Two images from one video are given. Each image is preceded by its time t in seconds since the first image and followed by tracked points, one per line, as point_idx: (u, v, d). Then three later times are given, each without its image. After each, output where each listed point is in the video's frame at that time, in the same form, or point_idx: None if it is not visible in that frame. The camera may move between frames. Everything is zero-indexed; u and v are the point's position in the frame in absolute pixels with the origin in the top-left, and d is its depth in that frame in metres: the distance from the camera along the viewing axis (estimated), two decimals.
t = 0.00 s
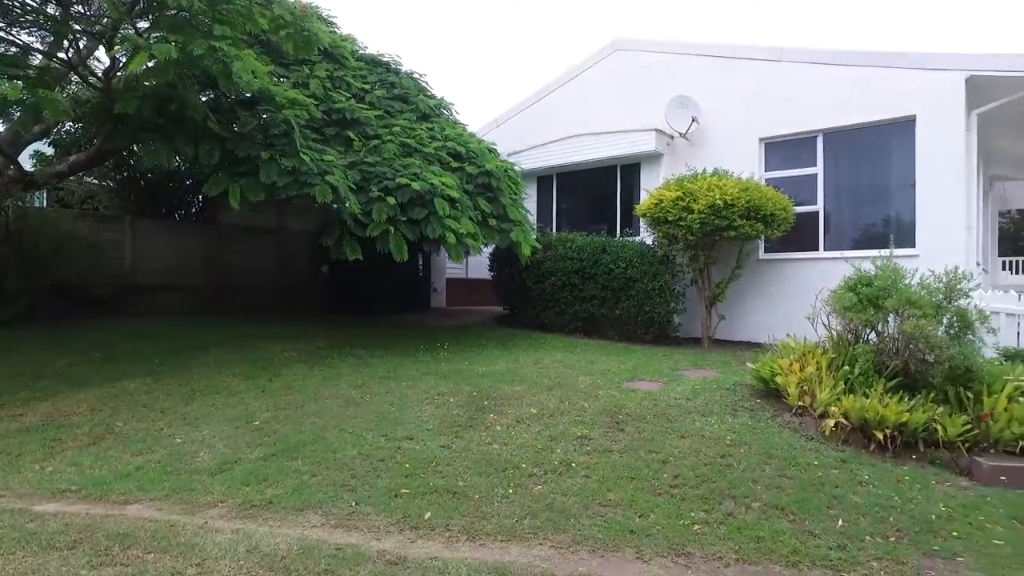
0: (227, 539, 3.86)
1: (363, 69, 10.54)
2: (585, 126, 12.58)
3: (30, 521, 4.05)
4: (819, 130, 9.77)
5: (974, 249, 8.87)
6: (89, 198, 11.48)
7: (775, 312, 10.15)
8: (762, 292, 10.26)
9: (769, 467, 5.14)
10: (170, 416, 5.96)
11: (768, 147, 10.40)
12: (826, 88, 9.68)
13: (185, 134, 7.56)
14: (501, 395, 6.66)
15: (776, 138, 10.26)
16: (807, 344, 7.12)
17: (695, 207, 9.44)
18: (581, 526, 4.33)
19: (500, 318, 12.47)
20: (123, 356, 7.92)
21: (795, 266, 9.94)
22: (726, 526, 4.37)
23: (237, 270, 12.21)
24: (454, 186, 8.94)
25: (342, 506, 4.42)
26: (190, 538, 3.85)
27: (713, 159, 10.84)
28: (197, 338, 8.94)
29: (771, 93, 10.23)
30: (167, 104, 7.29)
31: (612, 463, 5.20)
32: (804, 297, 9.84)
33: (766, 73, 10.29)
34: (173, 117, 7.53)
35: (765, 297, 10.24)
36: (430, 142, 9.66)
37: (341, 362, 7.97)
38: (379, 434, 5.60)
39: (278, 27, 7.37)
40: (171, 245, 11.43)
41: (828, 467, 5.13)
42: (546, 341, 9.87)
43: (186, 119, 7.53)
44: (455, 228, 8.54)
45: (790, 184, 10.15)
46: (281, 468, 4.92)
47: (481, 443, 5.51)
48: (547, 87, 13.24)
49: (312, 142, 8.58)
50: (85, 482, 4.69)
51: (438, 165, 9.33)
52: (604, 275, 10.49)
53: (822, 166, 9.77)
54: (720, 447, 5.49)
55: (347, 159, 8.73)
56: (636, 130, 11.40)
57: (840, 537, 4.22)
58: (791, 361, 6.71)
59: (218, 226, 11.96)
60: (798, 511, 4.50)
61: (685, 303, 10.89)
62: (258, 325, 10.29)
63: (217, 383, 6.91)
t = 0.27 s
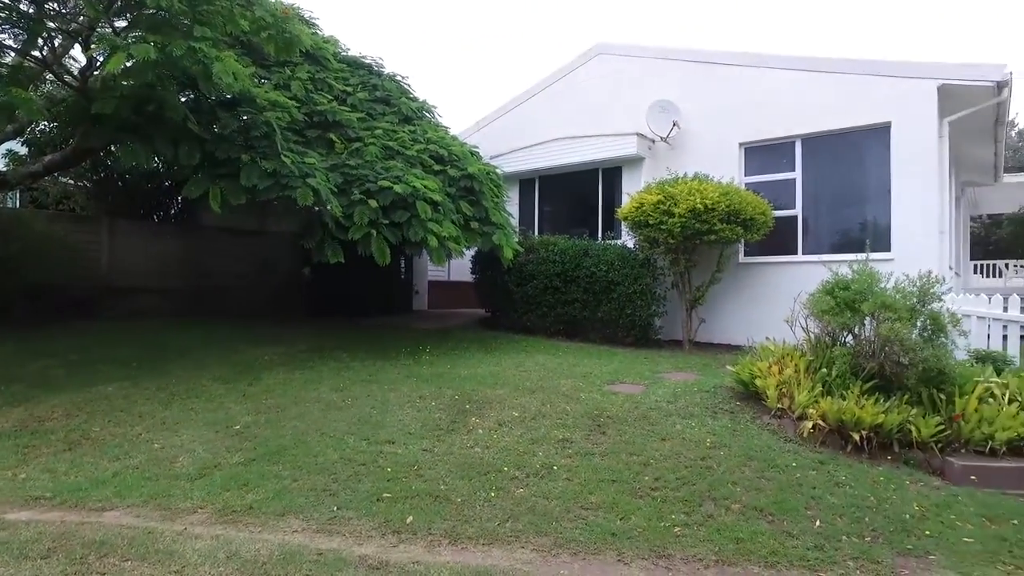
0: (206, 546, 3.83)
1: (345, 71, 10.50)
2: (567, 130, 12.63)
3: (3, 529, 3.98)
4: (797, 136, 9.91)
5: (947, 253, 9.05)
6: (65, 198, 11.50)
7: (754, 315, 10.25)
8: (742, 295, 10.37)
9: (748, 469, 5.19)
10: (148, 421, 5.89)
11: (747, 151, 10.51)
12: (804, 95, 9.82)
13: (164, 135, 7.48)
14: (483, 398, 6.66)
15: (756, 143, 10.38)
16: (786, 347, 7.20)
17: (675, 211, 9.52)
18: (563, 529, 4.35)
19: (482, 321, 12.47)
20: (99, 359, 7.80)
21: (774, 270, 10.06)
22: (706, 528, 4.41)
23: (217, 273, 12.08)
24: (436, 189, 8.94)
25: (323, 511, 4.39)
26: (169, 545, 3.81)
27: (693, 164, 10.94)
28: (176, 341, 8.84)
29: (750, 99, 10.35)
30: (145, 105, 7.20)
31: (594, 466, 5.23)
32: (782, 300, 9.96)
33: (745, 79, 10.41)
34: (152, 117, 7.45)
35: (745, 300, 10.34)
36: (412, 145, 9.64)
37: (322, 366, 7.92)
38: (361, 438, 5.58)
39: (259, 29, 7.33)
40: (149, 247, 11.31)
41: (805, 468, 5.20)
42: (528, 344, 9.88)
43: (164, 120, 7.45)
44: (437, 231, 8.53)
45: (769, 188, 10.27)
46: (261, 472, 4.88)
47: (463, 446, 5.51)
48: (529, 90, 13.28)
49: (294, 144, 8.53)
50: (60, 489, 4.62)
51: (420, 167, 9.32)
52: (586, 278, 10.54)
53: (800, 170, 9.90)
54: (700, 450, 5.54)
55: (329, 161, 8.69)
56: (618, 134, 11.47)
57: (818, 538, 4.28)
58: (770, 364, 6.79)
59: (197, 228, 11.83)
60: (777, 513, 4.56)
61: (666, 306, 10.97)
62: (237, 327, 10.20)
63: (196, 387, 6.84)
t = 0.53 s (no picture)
0: (186, 557, 3.78)
1: (329, 78, 10.49)
2: (550, 139, 12.70)
3: None
4: (778, 146, 10.04)
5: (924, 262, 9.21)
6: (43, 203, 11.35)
7: (736, 323, 10.35)
8: (723, 303, 10.46)
9: (730, 476, 5.24)
10: (126, 430, 5.81)
11: (729, 161, 10.64)
12: (784, 106, 9.96)
13: (145, 141, 7.42)
14: (467, 407, 6.65)
15: (737, 153, 10.50)
16: (767, 355, 7.28)
17: (658, 220, 9.60)
18: (546, 538, 4.35)
19: (465, 329, 12.45)
20: (76, 368, 7.69)
21: (755, 278, 10.16)
22: (689, 535, 4.43)
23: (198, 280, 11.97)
24: (420, 197, 8.94)
25: (305, 521, 4.36)
26: (148, 557, 3.76)
27: (675, 173, 11.05)
28: (156, 350, 8.73)
29: (731, 110, 10.48)
30: (126, 111, 7.15)
31: (578, 475, 5.24)
32: (763, 308, 10.06)
33: (727, 90, 10.54)
34: (133, 123, 7.39)
35: (726, 309, 10.44)
36: (396, 153, 9.65)
37: (304, 374, 7.86)
38: (344, 448, 5.54)
39: (243, 36, 7.30)
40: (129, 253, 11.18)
41: (786, 476, 5.25)
42: (512, 352, 9.88)
43: (146, 126, 7.39)
44: (421, 239, 8.53)
45: (750, 198, 10.39)
46: (242, 482, 4.83)
47: (446, 455, 5.50)
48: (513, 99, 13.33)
49: (277, 151, 8.50)
50: (36, 501, 4.54)
51: (404, 176, 9.33)
52: (569, 287, 10.58)
53: (780, 181, 10.03)
54: (682, 458, 5.57)
55: (312, 169, 8.67)
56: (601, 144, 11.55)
57: (798, 544, 4.33)
58: (751, 372, 6.86)
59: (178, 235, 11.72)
60: (758, 520, 4.60)
61: (649, 314, 11.03)
62: (219, 336, 10.10)
63: (176, 396, 6.76)
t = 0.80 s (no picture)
0: None
1: (315, 93, 10.51)
2: (536, 154, 12.79)
3: None
4: (760, 163, 10.18)
5: (902, 278, 9.35)
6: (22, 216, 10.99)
7: (720, 338, 10.42)
8: (707, 318, 10.54)
9: (714, 491, 5.26)
10: (106, 448, 5.73)
11: (712, 178, 10.76)
12: (765, 124, 10.11)
13: (130, 155, 7.39)
14: (452, 423, 6.64)
15: (720, 170, 10.63)
16: (751, 370, 7.33)
17: (642, 236, 9.68)
18: (532, 554, 4.34)
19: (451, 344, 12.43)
20: (55, 384, 7.57)
21: (738, 294, 10.26)
22: (674, 551, 4.44)
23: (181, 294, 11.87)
24: (405, 213, 8.95)
25: (288, 540, 4.31)
26: None
27: (659, 189, 11.15)
28: (136, 365, 8.62)
29: (714, 127, 10.62)
30: (110, 124, 7.11)
31: (563, 490, 5.24)
32: (746, 323, 10.16)
33: (709, 108, 10.68)
34: (118, 137, 7.36)
35: (709, 323, 10.52)
36: (382, 168, 9.66)
37: (287, 390, 7.80)
38: (328, 464, 5.50)
39: (229, 50, 7.31)
40: (111, 267, 11.07)
41: (769, 490, 5.28)
42: (497, 367, 9.88)
43: (131, 139, 7.36)
44: (407, 255, 8.53)
45: (733, 214, 10.51)
46: (224, 500, 4.78)
47: (431, 471, 5.48)
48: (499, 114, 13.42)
49: (262, 166, 8.49)
50: (12, 521, 4.46)
51: (389, 191, 9.34)
52: (554, 302, 10.61)
53: (762, 197, 10.17)
54: (667, 473, 5.59)
55: (298, 184, 8.66)
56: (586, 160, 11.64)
57: (782, 559, 4.35)
58: (735, 386, 6.91)
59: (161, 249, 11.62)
60: (743, 535, 4.62)
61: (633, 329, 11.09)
62: (201, 351, 10.00)
63: (157, 412, 6.68)
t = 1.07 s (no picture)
0: None
1: (303, 113, 10.55)
2: (522, 175, 12.87)
3: None
4: (743, 185, 10.32)
5: (883, 298, 9.48)
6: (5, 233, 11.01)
7: (705, 358, 10.46)
8: (692, 338, 10.60)
9: (701, 511, 5.25)
10: (85, 469, 5.62)
11: (697, 199, 10.88)
12: (749, 146, 10.26)
13: (115, 173, 7.36)
14: (437, 443, 6.60)
15: (704, 191, 10.75)
16: (736, 390, 7.37)
17: (627, 256, 9.74)
18: None
19: (437, 364, 12.38)
20: (34, 404, 7.44)
21: (723, 314, 10.33)
22: (661, 572, 4.41)
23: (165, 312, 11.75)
24: (392, 232, 8.96)
25: (271, 563, 4.25)
26: None
27: (645, 210, 11.26)
28: (118, 385, 8.50)
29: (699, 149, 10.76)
30: (96, 142, 7.08)
31: (550, 511, 5.21)
32: (731, 343, 10.22)
33: (694, 130, 10.84)
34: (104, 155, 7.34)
35: (695, 344, 10.57)
36: (369, 188, 9.68)
37: (271, 410, 7.72)
38: (312, 485, 5.44)
39: (217, 69, 7.34)
40: (94, 285, 10.96)
41: (756, 510, 5.28)
42: (483, 387, 9.84)
43: (116, 157, 7.34)
44: (393, 274, 8.53)
45: (717, 235, 10.62)
46: (206, 522, 4.70)
47: (417, 492, 5.43)
48: (486, 135, 13.51)
49: (249, 185, 8.48)
50: None
51: (376, 211, 9.35)
52: (541, 322, 10.62)
53: (746, 218, 10.29)
54: (654, 493, 5.57)
55: (285, 203, 8.66)
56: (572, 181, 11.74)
57: None
58: (721, 406, 6.94)
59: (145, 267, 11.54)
60: (730, 556, 4.60)
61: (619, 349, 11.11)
62: (184, 370, 9.89)
63: (138, 433, 6.57)
